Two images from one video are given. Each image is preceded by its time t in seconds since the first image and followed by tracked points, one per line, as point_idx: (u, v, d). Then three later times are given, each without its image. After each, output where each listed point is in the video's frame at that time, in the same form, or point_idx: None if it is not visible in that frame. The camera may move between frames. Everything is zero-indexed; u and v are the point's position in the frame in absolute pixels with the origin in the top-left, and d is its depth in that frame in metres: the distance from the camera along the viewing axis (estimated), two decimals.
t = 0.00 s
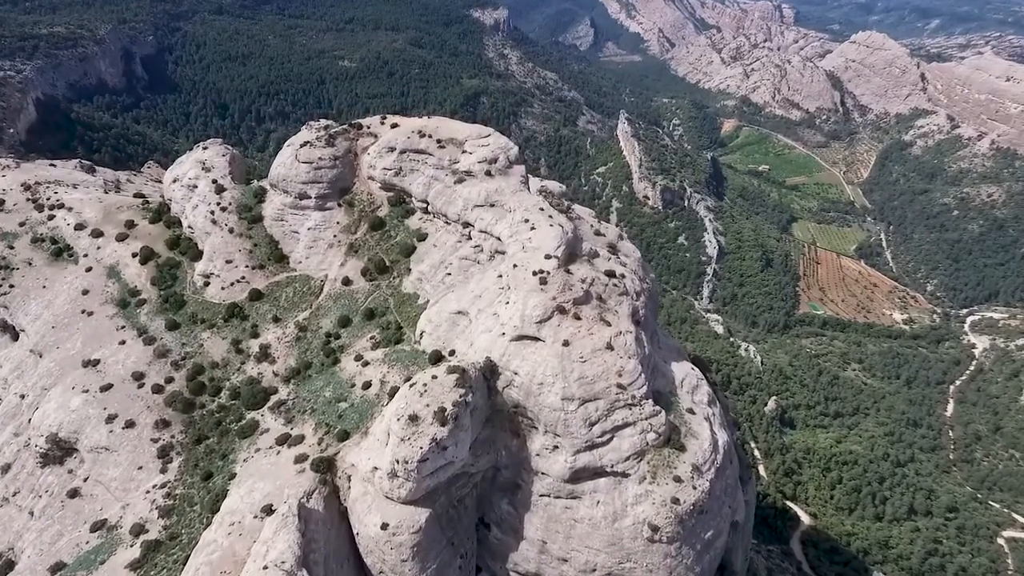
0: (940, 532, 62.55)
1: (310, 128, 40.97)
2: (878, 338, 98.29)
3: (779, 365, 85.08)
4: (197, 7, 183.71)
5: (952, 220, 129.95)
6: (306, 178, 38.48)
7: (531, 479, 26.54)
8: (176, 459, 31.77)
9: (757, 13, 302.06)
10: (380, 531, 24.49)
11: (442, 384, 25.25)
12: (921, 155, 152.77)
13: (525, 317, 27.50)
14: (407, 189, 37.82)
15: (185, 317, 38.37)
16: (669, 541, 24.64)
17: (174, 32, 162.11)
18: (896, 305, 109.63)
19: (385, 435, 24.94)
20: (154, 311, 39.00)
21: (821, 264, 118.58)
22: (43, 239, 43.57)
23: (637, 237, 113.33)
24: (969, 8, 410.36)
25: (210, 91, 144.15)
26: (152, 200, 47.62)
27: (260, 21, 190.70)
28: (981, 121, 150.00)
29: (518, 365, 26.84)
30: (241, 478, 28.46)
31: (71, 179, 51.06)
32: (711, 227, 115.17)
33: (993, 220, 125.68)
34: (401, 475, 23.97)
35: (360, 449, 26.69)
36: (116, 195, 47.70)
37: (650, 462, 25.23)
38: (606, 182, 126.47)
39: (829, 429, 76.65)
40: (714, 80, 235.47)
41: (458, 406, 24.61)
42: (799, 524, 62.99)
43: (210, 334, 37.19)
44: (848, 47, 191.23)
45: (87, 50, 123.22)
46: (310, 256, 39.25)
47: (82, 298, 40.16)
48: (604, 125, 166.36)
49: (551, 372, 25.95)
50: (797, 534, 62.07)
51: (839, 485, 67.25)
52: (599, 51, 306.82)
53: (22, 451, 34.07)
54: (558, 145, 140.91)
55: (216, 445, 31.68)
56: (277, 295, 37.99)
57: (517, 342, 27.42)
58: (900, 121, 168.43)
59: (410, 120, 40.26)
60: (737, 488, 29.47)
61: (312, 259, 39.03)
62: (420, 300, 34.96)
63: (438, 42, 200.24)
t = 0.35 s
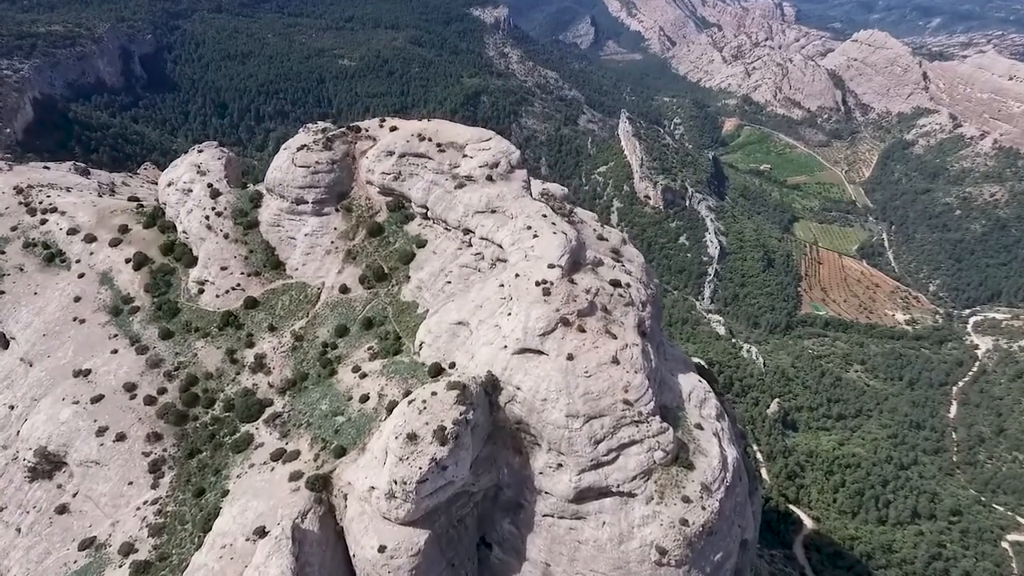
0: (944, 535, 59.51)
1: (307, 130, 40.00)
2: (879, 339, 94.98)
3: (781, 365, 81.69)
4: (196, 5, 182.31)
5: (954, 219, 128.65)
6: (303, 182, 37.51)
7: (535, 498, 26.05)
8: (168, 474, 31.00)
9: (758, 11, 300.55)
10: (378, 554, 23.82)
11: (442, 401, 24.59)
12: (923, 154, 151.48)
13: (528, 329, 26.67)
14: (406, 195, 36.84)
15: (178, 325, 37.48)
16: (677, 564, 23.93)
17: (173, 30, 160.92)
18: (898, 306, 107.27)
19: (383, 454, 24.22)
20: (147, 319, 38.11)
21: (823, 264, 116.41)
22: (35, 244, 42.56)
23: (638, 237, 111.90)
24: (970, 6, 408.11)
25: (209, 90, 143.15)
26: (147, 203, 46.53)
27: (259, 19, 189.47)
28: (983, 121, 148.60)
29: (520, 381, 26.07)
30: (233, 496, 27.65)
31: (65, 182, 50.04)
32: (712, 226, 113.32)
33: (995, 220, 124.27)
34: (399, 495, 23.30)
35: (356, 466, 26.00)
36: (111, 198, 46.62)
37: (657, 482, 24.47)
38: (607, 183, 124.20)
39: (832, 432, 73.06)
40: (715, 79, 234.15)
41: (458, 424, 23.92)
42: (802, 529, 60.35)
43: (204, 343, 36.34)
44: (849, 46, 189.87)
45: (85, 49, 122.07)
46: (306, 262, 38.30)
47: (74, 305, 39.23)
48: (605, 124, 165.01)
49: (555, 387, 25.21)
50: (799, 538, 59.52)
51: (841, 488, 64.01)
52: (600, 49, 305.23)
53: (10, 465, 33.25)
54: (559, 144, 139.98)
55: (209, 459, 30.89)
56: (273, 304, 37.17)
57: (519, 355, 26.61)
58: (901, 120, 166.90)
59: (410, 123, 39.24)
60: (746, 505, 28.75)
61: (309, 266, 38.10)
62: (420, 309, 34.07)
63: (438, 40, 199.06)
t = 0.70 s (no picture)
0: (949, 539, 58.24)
1: (304, 132, 39.00)
2: (882, 340, 93.89)
3: (783, 366, 80.21)
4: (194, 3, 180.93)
5: (957, 218, 127.33)
6: (299, 187, 36.53)
7: (539, 519, 25.34)
8: (159, 490, 30.19)
9: (759, 9, 298.78)
10: None
11: (442, 419, 23.73)
12: (926, 153, 150.20)
13: (531, 342, 25.81)
14: (405, 200, 35.86)
15: (172, 334, 36.53)
16: None
17: (171, 28, 159.63)
18: (900, 305, 105.94)
19: (380, 473, 23.41)
20: (139, 327, 37.17)
21: (824, 263, 115.19)
22: (26, 249, 41.51)
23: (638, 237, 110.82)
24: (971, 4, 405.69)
25: (208, 89, 142.04)
26: (141, 207, 45.40)
27: (259, 18, 188.25)
28: (986, 119, 147.13)
29: (523, 397, 25.26)
30: (226, 515, 26.78)
31: (58, 185, 49.00)
32: (714, 226, 112.23)
33: (998, 219, 122.94)
34: (397, 517, 22.48)
35: (353, 485, 25.22)
36: (105, 202, 45.46)
37: (666, 502, 23.68)
38: (608, 182, 123.03)
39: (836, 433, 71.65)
40: (716, 77, 232.70)
41: (460, 444, 23.09)
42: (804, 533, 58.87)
43: (198, 353, 35.41)
44: (851, 44, 189.43)
45: (83, 47, 120.83)
46: (303, 269, 37.35)
47: (66, 312, 38.24)
48: (606, 123, 163.82)
49: (559, 404, 24.39)
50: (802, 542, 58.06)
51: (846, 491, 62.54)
52: (601, 47, 303.66)
53: None
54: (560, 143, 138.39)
55: (201, 475, 30.03)
56: (269, 312, 36.26)
57: (522, 370, 25.79)
58: (903, 119, 165.47)
59: (409, 126, 38.23)
60: (757, 524, 27.97)
61: (305, 273, 37.14)
62: (419, 318, 33.12)
63: (438, 39, 197.79)
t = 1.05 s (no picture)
0: (953, 543, 56.23)
1: (301, 135, 38.03)
2: (884, 341, 92.71)
3: (785, 368, 78.41)
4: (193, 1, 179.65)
5: (959, 218, 126.01)
6: (295, 192, 35.58)
7: (543, 541, 24.88)
8: (150, 507, 29.60)
9: (760, 7, 297.28)
10: None
11: (443, 438, 23.17)
12: (928, 152, 149.03)
13: (534, 357, 25.09)
14: (404, 205, 34.91)
15: (165, 343, 35.69)
16: None
17: (170, 26, 158.37)
18: (902, 306, 104.75)
19: (378, 495, 22.95)
20: (132, 336, 36.27)
21: (826, 263, 113.99)
22: (17, 254, 40.47)
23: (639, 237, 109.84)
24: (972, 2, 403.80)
25: (207, 88, 140.94)
26: (135, 210, 44.28)
27: (258, 16, 186.98)
28: (988, 118, 146.04)
29: (526, 414, 24.64)
30: (218, 534, 26.08)
31: (50, 188, 47.93)
32: (715, 226, 111.24)
33: (1000, 219, 121.72)
34: (395, 540, 21.92)
35: (350, 504, 24.68)
36: (99, 205, 44.35)
37: (676, 525, 23.24)
38: (608, 181, 121.99)
39: (838, 436, 69.74)
40: (717, 75, 231.40)
41: (459, 465, 22.69)
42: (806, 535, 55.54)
43: (192, 363, 34.61)
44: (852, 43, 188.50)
45: (81, 45, 119.75)
46: (299, 277, 36.40)
47: (56, 320, 37.28)
48: (607, 122, 162.55)
49: (564, 421, 23.75)
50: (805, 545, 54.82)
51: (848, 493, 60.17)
52: (601, 45, 302.13)
53: None
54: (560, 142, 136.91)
55: (193, 492, 29.38)
56: (265, 320, 35.45)
57: (524, 386, 25.09)
58: (905, 118, 164.22)
59: (408, 128, 37.20)
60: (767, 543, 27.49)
61: (301, 281, 36.17)
62: (418, 328, 32.22)
63: (438, 37, 196.57)
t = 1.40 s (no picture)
0: (958, 547, 54.74)
1: (298, 138, 36.95)
2: (886, 342, 91.66)
3: (788, 370, 77.19)
4: None
5: (961, 217, 124.76)
6: (291, 198, 34.53)
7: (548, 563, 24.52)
8: (141, 526, 29.16)
9: (761, 6, 295.73)
10: None
11: (443, 460, 22.54)
12: (930, 151, 147.87)
13: (538, 373, 24.33)
14: (404, 211, 33.89)
15: (157, 354, 34.87)
16: None
17: (169, 25, 157.19)
18: (904, 306, 103.63)
19: (376, 519, 22.38)
20: (124, 346, 35.41)
21: (828, 263, 112.81)
22: (9, 261, 39.62)
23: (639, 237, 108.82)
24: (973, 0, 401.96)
25: (205, 87, 139.93)
26: (130, 214, 43.19)
27: (257, 14, 185.61)
28: (990, 117, 144.92)
29: (529, 434, 24.07)
30: (209, 556, 26.15)
31: (44, 191, 47.00)
32: (716, 225, 110.14)
33: (1003, 219, 120.31)
34: (394, 568, 21.28)
35: (347, 527, 24.27)
36: (94, 210, 43.28)
37: (686, 549, 22.86)
38: (609, 181, 120.97)
39: (842, 439, 68.49)
40: (718, 74, 230.08)
41: (461, 489, 22.04)
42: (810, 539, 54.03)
43: (185, 374, 33.83)
44: (854, 41, 187.04)
45: (79, 44, 118.73)
46: (295, 285, 35.46)
47: (47, 329, 36.33)
48: (608, 121, 161.25)
49: (569, 442, 23.18)
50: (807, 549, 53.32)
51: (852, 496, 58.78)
52: (602, 44, 300.60)
53: None
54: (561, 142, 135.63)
55: (186, 510, 29.01)
56: (260, 330, 34.59)
57: (528, 403, 24.46)
58: (907, 116, 163.01)
59: (408, 131, 36.06)
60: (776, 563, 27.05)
61: (298, 289, 35.26)
62: (417, 339, 31.28)
63: (438, 36, 195.36)
